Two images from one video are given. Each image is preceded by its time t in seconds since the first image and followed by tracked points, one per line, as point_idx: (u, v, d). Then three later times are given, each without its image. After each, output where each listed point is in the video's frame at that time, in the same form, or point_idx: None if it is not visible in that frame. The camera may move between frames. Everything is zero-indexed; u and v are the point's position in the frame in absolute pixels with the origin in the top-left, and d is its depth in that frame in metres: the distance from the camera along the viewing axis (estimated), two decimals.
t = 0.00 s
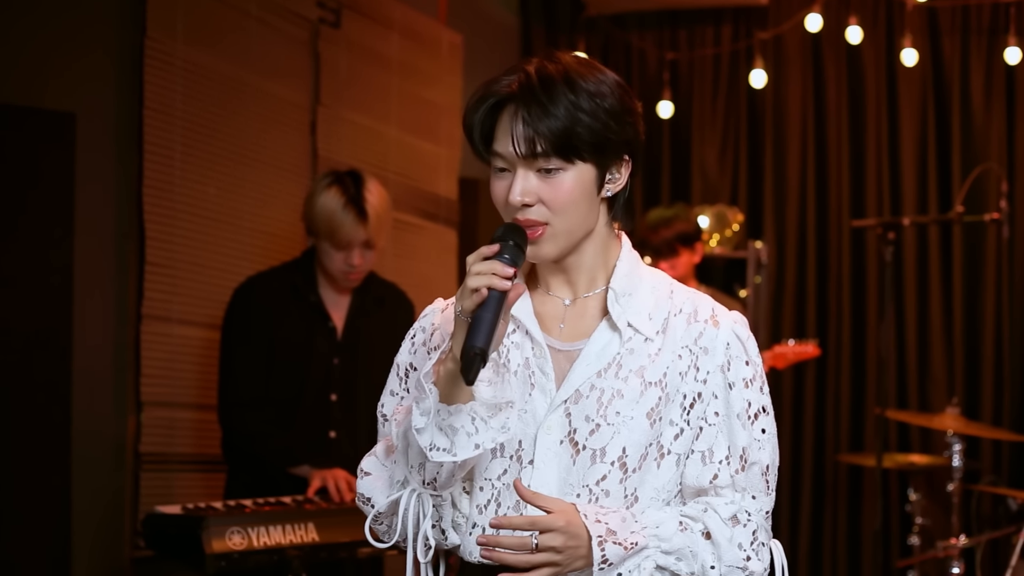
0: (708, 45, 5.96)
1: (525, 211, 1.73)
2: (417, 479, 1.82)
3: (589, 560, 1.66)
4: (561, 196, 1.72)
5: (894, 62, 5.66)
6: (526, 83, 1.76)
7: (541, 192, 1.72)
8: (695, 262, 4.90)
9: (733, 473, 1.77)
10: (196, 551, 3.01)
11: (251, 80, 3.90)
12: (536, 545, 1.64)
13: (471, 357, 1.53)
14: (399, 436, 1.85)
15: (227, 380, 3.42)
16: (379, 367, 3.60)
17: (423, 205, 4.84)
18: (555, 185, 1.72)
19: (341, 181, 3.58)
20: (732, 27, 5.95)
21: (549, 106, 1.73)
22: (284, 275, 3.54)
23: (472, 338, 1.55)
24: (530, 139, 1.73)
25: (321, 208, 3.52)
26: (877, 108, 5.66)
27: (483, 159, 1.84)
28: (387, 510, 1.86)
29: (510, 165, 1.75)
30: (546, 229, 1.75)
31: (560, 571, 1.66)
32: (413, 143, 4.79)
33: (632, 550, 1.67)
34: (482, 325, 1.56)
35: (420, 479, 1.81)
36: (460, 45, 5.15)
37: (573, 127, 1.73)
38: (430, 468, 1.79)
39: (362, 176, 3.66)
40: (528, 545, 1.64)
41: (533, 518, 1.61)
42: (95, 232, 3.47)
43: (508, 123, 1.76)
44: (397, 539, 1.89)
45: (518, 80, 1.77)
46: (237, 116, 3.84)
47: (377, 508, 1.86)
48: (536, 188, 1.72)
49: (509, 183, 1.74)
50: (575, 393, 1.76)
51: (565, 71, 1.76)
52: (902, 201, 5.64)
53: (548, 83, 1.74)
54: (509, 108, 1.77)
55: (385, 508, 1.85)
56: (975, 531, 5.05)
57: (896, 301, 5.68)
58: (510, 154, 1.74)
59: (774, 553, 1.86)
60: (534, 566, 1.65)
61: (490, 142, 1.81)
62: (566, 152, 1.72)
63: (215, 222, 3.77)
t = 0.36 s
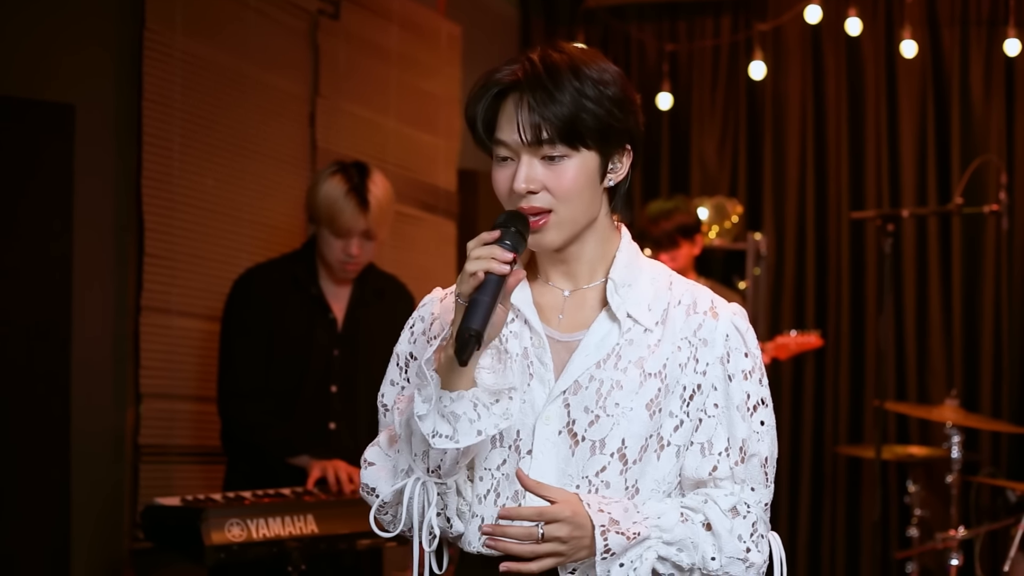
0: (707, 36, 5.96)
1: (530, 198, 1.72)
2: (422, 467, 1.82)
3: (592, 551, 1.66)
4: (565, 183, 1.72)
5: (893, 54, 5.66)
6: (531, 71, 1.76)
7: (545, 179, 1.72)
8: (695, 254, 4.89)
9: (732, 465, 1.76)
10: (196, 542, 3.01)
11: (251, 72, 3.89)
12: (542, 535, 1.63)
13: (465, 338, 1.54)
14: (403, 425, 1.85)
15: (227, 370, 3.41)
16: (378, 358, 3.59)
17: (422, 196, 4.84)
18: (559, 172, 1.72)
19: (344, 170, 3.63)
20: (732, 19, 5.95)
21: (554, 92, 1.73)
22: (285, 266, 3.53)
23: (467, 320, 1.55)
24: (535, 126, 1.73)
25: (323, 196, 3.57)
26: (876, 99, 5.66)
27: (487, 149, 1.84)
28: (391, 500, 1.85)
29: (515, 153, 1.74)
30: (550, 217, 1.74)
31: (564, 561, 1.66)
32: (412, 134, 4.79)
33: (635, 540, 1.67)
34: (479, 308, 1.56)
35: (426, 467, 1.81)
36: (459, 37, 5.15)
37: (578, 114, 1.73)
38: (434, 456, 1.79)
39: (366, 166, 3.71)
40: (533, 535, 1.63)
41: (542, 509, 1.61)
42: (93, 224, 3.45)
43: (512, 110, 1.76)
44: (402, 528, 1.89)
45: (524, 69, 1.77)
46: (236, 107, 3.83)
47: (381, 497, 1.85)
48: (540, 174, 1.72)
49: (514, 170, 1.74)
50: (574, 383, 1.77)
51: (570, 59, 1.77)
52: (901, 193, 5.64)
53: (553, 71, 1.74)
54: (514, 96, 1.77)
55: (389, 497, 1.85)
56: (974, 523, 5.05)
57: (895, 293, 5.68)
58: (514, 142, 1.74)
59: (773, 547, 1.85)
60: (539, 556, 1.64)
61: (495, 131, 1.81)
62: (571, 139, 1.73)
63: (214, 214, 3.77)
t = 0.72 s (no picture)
0: (705, 29, 5.96)
1: (528, 188, 1.71)
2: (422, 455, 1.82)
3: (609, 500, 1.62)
4: (563, 174, 1.72)
5: (891, 46, 5.66)
6: (531, 63, 1.76)
7: (543, 169, 1.71)
8: (694, 247, 4.89)
9: (731, 451, 1.75)
10: (194, 535, 3.01)
11: (248, 65, 3.89)
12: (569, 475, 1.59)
13: (458, 322, 1.53)
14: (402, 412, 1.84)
15: (226, 361, 3.42)
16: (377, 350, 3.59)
17: (421, 189, 4.84)
18: (557, 163, 1.72)
19: (346, 166, 3.59)
20: (730, 12, 5.95)
21: (554, 84, 1.73)
22: (285, 259, 3.54)
23: (461, 304, 1.55)
24: (534, 117, 1.72)
25: (327, 192, 3.52)
26: (874, 91, 5.67)
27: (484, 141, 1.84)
28: (393, 488, 1.87)
29: (513, 144, 1.74)
30: (548, 209, 1.73)
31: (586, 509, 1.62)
32: (410, 127, 4.80)
33: (649, 491, 1.64)
34: (474, 292, 1.55)
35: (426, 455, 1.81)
36: (457, 30, 5.16)
37: (576, 106, 1.73)
38: (435, 445, 1.79)
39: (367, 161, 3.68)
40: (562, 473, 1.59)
41: (567, 447, 1.58)
42: (92, 218, 3.45)
43: (512, 102, 1.76)
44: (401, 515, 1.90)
45: (524, 61, 1.77)
46: (234, 101, 3.83)
47: (383, 486, 1.86)
48: (538, 164, 1.72)
49: (512, 161, 1.73)
50: (573, 369, 1.76)
51: (569, 51, 1.77)
52: (899, 185, 5.64)
53: (553, 63, 1.74)
54: (513, 87, 1.77)
55: (390, 485, 1.86)
56: (971, 516, 5.06)
57: (893, 285, 5.68)
58: (513, 133, 1.74)
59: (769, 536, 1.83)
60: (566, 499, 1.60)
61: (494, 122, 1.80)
62: (570, 130, 1.72)
63: (212, 207, 3.77)
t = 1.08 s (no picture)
0: (702, 26, 5.96)
1: (521, 185, 1.72)
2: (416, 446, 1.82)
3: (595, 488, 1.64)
4: (556, 171, 1.72)
5: (887, 42, 5.67)
6: (525, 61, 1.76)
7: (536, 166, 1.72)
8: (693, 244, 4.88)
9: (724, 447, 1.76)
10: (190, 532, 3.00)
11: (244, 62, 3.89)
12: (566, 461, 1.60)
13: (446, 312, 1.53)
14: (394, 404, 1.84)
15: (219, 357, 3.43)
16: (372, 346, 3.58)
17: (417, 186, 4.84)
18: (550, 160, 1.72)
19: (334, 157, 3.59)
20: (726, 8, 5.96)
21: (547, 82, 1.72)
22: (277, 254, 3.53)
23: (449, 294, 1.55)
24: (527, 115, 1.73)
25: (311, 180, 3.54)
26: (870, 87, 5.67)
27: (480, 138, 1.84)
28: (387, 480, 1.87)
29: (507, 142, 1.75)
30: (540, 204, 1.73)
31: (577, 495, 1.62)
32: (406, 124, 4.79)
33: (635, 483, 1.65)
34: (464, 282, 1.56)
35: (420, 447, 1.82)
36: (453, 26, 5.16)
37: (570, 104, 1.73)
38: (428, 436, 1.80)
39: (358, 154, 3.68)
40: (558, 460, 1.59)
41: (567, 436, 1.59)
42: (88, 214, 3.45)
43: (506, 99, 1.76)
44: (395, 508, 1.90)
45: (518, 58, 1.77)
46: (231, 97, 3.83)
47: (377, 477, 1.86)
48: (531, 162, 1.72)
49: (506, 158, 1.74)
50: (569, 364, 1.76)
51: (564, 48, 1.76)
52: (895, 181, 5.64)
53: (547, 61, 1.74)
54: (507, 85, 1.77)
55: (384, 477, 1.86)
56: (967, 513, 5.08)
57: (889, 282, 5.69)
58: (506, 131, 1.74)
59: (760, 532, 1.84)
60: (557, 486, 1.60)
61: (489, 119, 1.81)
62: (563, 128, 1.72)
63: (208, 204, 3.77)
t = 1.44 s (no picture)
0: (692, 25, 5.97)
1: (512, 175, 1.71)
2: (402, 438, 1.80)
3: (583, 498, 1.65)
4: (547, 162, 1.71)
5: (878, 41, 5.67)
6: (517, 54, 1.77)
7: (528, 157, 1.71)
8: (681, 243, 4.88)
9: (714, 450, 1.76)
10: (180, 532, 3.00)
11: (235, 62, 3.88)
12: (555, 475, 1.61)
13: (435, 301, 1.53)
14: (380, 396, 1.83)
15: (196, 355, 3.39)
16: (361, 346, 3.58)
17: (407, 185, 4.84)
18: (542, 150, 1.72)
19: (327, 159, 3.54)
20: (717, 8, 5.96)
21: (540, 73, 1.73)
22: (264, 254, 3.51)
23: (438, 283, 1.54)
24: (519, 105, 1.73)
25: (303, 183, 3.49)
26: (861, 87, 5.68)
27: (470, 134, 1.84)
28: (374, 474, 1.84)
29: (499, 134, 1.74)
30: (531, 195, 1.72)
31: (566, 506, 1.64)
32: (397, 123, 4.79)
33: (625, 490, 1.66)
34: (453, 272, 1.55)
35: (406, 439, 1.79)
36: (444, 25, 5.16)
37: (563, 95, 1.74)
38: (416, 429, 1.76)
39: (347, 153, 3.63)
40: (547, 474, 1.60)
41: (553, 449, 1.59)
42: (78, 215, 3.43)
43: (497, 92, 1.76)
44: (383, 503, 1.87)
45: (510, 52, 1.78)
46: (222, 97, 3.83)
47: (364, 471, 1.83)
48: (522, 152, 1.71)
49: (497, 149, 1.73)
50: (558, 367, 1.75)
51: (556, 43, 1.78)
52: (885, 180, 5.65)
53: (540, 54, 1.75)
54: (499, 78, 1.78)
55: (371, 471, 1.83)
56: (957, 512, 5.09)
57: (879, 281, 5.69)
58: (499, 123, 1.74)
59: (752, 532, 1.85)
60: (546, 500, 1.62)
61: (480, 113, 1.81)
62: (555, 118, 1.73)
63: (199, 203, 3.76)
